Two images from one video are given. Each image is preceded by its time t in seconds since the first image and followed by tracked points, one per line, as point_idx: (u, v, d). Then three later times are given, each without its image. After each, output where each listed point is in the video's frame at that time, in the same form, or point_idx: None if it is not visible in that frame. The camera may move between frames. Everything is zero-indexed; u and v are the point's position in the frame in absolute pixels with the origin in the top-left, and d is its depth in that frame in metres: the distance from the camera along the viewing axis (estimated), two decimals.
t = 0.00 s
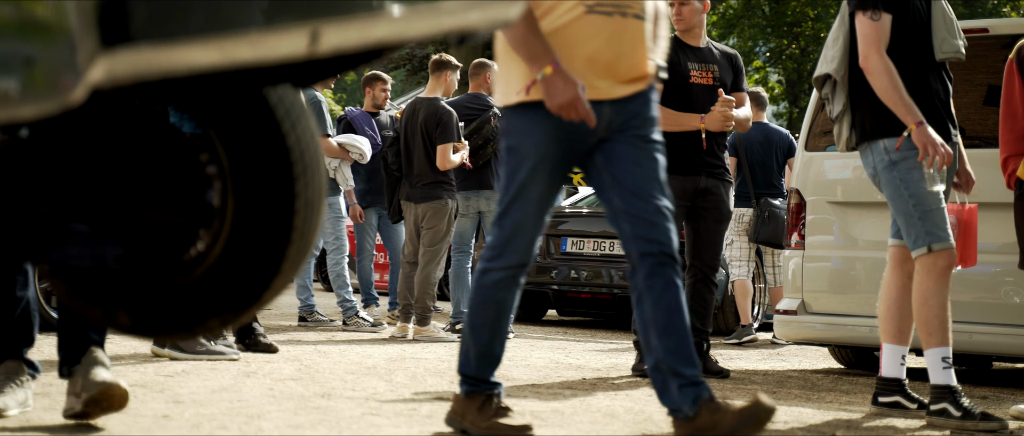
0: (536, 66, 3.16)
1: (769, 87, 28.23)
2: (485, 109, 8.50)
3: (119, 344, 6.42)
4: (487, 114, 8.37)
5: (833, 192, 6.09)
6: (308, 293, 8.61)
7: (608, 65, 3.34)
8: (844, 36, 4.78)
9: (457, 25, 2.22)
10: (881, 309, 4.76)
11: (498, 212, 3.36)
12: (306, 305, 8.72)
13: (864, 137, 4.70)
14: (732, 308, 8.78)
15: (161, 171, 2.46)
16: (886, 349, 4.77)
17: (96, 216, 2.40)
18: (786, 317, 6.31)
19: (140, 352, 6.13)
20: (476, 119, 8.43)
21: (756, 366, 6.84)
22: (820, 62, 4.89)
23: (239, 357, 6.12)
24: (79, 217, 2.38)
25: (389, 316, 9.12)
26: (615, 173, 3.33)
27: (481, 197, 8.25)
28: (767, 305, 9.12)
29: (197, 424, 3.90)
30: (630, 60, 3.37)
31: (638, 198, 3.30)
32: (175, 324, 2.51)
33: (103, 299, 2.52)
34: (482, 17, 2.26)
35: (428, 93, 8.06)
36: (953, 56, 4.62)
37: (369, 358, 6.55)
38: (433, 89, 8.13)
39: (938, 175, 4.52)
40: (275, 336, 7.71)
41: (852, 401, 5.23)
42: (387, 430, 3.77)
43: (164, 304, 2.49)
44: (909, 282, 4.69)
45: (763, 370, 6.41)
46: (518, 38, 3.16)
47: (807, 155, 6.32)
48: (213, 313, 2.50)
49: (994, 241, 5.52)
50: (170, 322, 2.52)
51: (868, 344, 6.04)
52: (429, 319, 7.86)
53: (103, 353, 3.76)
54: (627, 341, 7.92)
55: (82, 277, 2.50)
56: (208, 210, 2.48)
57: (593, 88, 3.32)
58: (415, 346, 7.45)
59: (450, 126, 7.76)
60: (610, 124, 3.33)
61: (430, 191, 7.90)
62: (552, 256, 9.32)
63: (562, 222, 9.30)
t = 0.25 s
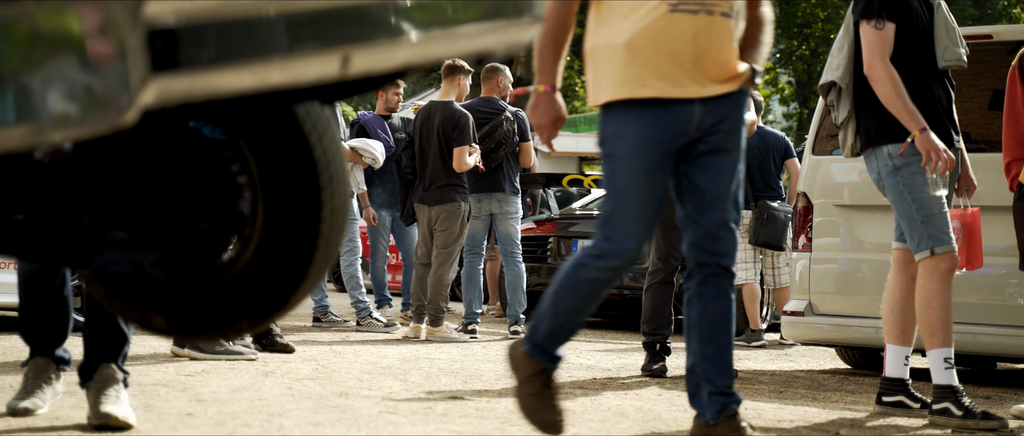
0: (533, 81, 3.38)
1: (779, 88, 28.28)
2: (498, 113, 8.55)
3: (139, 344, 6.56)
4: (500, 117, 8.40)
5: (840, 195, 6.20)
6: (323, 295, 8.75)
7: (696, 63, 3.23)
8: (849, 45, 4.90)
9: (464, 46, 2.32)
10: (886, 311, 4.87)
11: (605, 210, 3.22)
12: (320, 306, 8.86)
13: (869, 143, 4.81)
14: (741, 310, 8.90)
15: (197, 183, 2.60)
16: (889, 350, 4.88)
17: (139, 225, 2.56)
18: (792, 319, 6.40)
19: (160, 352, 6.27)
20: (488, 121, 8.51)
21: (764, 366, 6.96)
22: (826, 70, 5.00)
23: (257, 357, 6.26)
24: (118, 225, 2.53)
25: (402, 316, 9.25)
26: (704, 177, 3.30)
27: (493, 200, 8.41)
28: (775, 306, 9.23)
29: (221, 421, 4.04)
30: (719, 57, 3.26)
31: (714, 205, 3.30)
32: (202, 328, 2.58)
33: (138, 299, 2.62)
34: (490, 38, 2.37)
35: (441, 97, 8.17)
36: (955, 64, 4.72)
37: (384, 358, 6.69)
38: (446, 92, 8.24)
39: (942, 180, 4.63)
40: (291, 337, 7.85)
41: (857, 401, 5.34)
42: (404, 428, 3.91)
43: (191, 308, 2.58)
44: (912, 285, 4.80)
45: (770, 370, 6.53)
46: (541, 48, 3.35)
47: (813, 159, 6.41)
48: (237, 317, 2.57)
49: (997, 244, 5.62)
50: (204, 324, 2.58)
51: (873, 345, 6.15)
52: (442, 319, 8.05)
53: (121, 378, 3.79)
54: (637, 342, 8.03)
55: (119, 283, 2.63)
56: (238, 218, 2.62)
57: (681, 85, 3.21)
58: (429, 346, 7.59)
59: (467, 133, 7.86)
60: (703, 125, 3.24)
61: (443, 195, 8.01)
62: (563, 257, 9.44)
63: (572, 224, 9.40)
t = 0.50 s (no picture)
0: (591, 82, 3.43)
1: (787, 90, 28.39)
2: (508, 117, 8.67)
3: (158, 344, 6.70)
4: (509, 121, 8.56)
5: (845, 198, 6.32)
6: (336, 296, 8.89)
7: (756, 68, 3.18)
8: (852, 53, 5.04)
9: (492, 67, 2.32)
10: (888, 312, 5.00)
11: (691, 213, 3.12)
12: (334, 308, 9.00)
13: (872, 149, 4.93)
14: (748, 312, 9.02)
15: (231, 189, 2.68)
16: (892, 351, 5.00)
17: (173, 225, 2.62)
18: (799, 320, 6.51)
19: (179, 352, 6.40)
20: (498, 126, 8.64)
21: (770, 367, 7.08)
22: (830, 78, 5.15)
23: (273, 357, 6.39)
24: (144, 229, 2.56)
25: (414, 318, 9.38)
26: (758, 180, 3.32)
27: (503, 203, 8.54)
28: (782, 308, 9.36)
29: (242, 419, 4.16)
30: (779, 62, 3.22)
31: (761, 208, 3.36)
32: (236, 326, 2.71)
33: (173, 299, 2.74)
34: (518, 59, 2.35)
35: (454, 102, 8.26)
36: (955, 73, 4.85)
37: (398, 359, 6.82)
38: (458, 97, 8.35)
39: (943, 185, 4.74)
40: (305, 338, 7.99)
41: (861, 400, 5.46)
42: (420, 426, 4.04)
43: (225, 302, 2.71)
44: (914, 287, 4.93)
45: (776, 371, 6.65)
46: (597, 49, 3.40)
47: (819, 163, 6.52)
48: (267, 316, 2.69)
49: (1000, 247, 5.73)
50: (239, 321, 2.71)
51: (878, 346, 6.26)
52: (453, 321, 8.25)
53: (149, 379, 3.92)
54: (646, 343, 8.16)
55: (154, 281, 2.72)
56: (270, 224, 2.71)
57: (741, 87, 3.16)
58: (441, 347, 7.72)
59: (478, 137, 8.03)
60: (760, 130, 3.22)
61: (456, 198, 8.14)
62: (573, 260, 9.58)
63: (581, 227, 9.57)
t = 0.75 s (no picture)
0: (664, 102, 3.47)
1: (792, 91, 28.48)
2: (514, 121, 8.80)
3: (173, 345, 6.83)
4: (516, 124, 8.68)
5: (847, 202, 6.40)
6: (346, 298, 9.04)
7: (806, 86, 3.32)
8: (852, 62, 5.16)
9: (508, 87, 2.42)
10: (888, 314, 5.12)
11: (754, 231, 3.22)
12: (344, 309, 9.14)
13: (872, 155, 5.06)
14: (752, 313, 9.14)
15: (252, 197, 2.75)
16: (891, 352, 5.12)
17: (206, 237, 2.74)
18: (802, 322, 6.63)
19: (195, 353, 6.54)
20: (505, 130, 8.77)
21: (773, 367, 7.20)
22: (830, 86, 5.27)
23: (286, 358, 6.51)
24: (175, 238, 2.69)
25: (422, 319, 9.52)
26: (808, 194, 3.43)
27: (510, 206, 8.66)
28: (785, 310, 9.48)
29: (260, 419, 4.29)
30: (826, 80, 3.36)
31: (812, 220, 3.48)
32: (259, 328, 2.82)
33: (202, 304, 2.89)
34: (532, 78, 2.46)
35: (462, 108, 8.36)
36: (954, 81, 4.97)
37: (408, 360, 6.96)
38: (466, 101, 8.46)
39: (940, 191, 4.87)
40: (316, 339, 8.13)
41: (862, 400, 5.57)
42: (432, 425, 4.17)
43: (245, 308, 2.84)
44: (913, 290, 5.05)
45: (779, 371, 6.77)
46: (663, 73, 3.44)
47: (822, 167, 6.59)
48: (288, 320, 2.80)
49: (999, 250, 5.83)
50: (263, 325, 2.82)
51: (879, 347, 6.38)
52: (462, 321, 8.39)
53: (170, 380, 4.04)
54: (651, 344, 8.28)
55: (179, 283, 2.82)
56: (293, 232, 2.85)
57: (791, 104, 3.30)
58: (449, 348, 7.85)
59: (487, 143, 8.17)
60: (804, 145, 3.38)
61: (466, 201, 8.27)
62: (579, 261, 9.70)
63: (588, 229, 9.66)
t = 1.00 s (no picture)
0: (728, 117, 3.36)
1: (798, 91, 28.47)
2: (521, 124, 8.94)
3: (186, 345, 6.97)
4: (523, 128, 8.81)
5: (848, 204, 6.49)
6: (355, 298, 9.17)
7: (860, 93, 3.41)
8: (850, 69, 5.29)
9: (514, 106, 2.48)
10: (885, 316, 5.24)
11: (807, 236, 3.34)
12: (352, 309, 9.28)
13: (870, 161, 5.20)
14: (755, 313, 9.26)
15: (269, 207, 2.89)
16: (889, 353, 5.24)
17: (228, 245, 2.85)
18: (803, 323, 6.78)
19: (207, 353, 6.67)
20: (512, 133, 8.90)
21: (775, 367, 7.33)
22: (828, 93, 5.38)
23: (297, 358, 6.63)
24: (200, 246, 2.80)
25: (429, 319, 9.66)
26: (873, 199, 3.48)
27: (517, 207, 8.80)
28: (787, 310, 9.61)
29: (275, 418, 4.42)
30: (877, 87, 3.45)
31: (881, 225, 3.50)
32: (277, 331, 2.98)
33: (228, 307, 3.05)
34: (539, 98, 2.51)
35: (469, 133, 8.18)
36: (949, 88, 5.09)
37: (416, 360, 7.09)
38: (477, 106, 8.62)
39: (939, 195, 4.95)
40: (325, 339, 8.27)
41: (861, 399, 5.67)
42: (442, 424, 4.31)
43: (264, 312, 3.00)
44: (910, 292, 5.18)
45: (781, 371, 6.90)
46: (724, 87, 3.35)
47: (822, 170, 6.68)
48: (307, 324, 2.95)
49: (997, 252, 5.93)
50: (285, 327, 2.97)
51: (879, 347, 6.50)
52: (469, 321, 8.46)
53: (185, 378, 4.15)
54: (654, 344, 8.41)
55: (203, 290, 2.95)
56: (310, 240, 2.95)
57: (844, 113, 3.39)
58: (456, 348, 7.99)
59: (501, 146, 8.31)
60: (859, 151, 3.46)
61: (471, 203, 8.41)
62: (584, 262, 9.83)
63: (593, 230, 9.80)
